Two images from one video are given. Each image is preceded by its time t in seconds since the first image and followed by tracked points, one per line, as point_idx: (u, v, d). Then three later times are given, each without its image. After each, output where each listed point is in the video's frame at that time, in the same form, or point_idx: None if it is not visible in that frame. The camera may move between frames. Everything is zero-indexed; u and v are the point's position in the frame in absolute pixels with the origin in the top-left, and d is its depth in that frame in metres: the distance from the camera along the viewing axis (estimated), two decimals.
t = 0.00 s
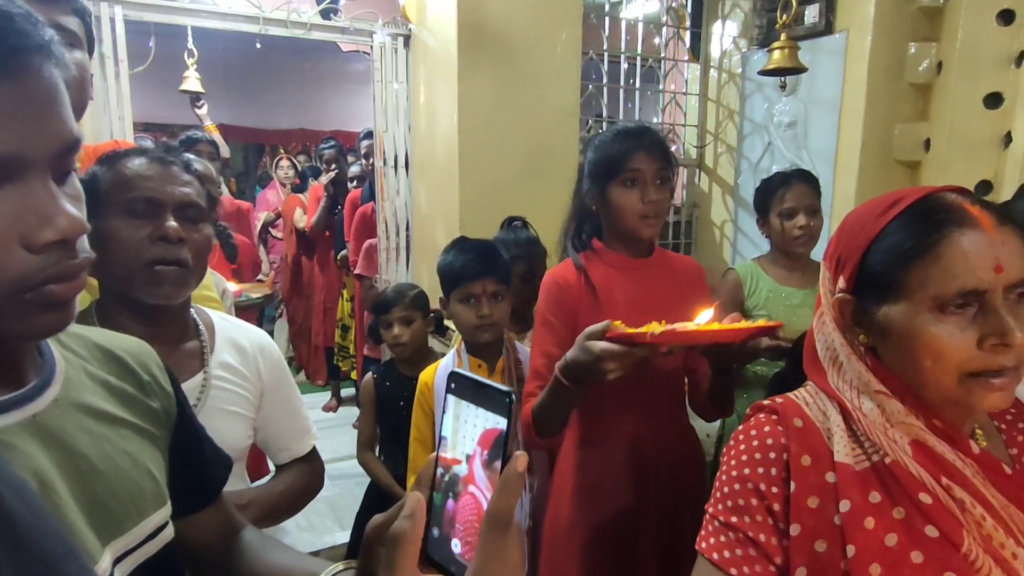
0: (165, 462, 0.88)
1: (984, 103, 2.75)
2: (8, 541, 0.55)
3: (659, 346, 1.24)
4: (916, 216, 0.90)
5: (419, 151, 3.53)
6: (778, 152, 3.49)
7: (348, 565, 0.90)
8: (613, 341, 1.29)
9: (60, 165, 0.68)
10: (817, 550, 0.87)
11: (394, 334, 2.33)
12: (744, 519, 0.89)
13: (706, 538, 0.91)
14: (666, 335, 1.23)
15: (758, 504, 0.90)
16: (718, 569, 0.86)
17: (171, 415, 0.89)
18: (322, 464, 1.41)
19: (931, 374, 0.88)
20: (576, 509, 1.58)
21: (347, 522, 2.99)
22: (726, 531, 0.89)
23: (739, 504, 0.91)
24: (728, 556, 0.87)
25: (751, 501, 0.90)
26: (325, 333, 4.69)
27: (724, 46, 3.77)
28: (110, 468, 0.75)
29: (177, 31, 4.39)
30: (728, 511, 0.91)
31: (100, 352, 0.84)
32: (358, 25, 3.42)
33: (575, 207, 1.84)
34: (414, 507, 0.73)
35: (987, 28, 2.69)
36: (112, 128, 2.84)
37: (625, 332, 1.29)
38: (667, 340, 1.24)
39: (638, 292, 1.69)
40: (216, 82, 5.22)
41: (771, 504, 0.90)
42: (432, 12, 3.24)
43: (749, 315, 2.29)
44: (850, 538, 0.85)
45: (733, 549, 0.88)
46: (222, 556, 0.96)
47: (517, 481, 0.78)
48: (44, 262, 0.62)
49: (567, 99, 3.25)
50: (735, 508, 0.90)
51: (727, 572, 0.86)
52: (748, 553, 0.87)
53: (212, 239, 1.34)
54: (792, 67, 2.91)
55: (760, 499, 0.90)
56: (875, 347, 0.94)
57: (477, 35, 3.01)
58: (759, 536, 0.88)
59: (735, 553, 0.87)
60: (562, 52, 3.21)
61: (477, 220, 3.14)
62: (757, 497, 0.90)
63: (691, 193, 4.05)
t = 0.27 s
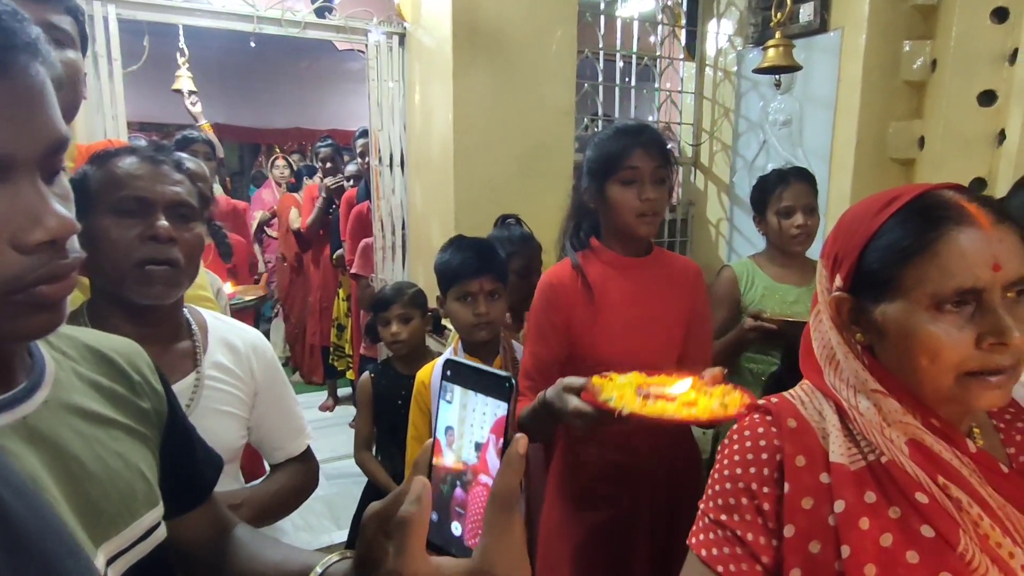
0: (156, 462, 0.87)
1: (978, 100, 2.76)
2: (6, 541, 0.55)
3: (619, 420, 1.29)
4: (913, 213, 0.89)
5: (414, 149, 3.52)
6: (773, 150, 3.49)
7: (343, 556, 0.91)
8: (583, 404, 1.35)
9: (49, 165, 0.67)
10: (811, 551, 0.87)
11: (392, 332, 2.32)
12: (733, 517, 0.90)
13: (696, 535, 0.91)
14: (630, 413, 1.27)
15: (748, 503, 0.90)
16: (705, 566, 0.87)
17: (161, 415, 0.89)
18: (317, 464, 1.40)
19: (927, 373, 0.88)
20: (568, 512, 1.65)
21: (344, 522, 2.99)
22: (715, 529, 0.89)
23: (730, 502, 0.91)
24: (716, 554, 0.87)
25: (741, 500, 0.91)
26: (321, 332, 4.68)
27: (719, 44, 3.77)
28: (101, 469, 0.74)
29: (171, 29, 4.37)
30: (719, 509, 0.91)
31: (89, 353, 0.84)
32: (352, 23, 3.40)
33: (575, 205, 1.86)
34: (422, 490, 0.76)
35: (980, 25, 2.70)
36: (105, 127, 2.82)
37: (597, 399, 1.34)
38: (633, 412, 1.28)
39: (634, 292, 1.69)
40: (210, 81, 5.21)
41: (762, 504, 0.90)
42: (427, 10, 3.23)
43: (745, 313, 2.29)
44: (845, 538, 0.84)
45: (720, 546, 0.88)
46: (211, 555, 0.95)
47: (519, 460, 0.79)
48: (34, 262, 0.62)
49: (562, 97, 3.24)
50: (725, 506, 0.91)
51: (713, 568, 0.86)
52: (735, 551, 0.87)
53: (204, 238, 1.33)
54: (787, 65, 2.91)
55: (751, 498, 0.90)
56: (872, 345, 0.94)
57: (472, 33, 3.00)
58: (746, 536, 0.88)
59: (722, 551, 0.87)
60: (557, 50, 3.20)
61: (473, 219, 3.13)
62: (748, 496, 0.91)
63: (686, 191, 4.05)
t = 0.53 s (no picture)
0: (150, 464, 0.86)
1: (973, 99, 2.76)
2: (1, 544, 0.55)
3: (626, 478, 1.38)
4: (911, 212, 0.89)
5: (410, 149, 3.51)
6: (769, 149, 3.49)
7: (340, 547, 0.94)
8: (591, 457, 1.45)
9: (39, 166, 0.66)
10: (810, 550, 0.87)
11: (390, 331, 2.32)
12: (731, 517, 0.90)
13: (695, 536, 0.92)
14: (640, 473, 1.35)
15: (746, 503, 0.90)
16: (703, 565, 0.87)
17: (155, 416, 0.88)
18: (313, 464, 1.40)
19: (925, 371, 0.88)
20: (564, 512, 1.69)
21: (342, 522, 2.98)
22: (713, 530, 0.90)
23: (727, 502, 0.92)
24: (715, 554, 0.88)
25: (738, 500, 0.91)
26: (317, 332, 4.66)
27: (715, 43, 3.77)
28: (94, 471, 0.74)
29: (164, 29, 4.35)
30: (716, 509, 0.92)
31: (81, 353, 0.83)
32: (348, 23, 3.39)
33: (573, 204, 1.85)
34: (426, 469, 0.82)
35: (975, 24, 2.70)
36: (99, 128, 2.80)
37: (604, 455, 1.43)
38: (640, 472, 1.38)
39: (631, 292, 1.69)
40: (206, 82, 5.20)
41: (760, 504, 0.90)
42: (422, 9, 3.22)
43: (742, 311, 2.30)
44: (843, 537, 0.85)
45: (719, 546, 0.88)
46: (207, 555, 0.95)
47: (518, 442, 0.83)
48: (25, 265, 0.61)
49: (559, 96, 3.24)
50: (723, 506, 0.91)
51: (711, 568, 0.87)
52: (733, 552, 0.88)
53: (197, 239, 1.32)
54: (782, 64, 2.92)
55: (749, 498, 0.91)
56: (870, 344, 0.94)
57: (467, 32, 2.99)
58: (744, 536, 0.89)
59: (720, 551, 0.88)
60: (553, 49, 3.19)
61: (469, 219, 3.13)
62: (745, 496, 0.91)
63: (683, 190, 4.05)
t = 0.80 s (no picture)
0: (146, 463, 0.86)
1: (967, 98, 2.78)
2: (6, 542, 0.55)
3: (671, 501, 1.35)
4: (910, 212, 0.89)
5: (406, 148, 3.51)
6: (764, 148, 3.50)
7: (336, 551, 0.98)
8: (631, 479, 1.42)
9: (43, 166, 0.66)
10: (812, 547, 0.88)
11: (389, 330, 2.32)
12: (737, 517, 0.90)
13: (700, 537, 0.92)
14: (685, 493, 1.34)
15: (752, 502, 0.90)
16: (711, 568, 0.88)
17: (150, 416, 0.88)
18: (310, 464, 1.39)
19: (922, 369, 0.88)
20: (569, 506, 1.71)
21: (339, 522, 2.97)
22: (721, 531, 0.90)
23: (733, 502, 0.92)
24: (723, 556, 0.88)
25: (745, 499, 0.91)
26: (313, 333, 4.65)
27: (711, 43, 3.77)
28: (90, 472, 0.73)
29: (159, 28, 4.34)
30: (722, 509, 0.92)
31: (77, 353, 0.83)
32: (344, 22, 3.38)
33: (572, 203, 1.85)
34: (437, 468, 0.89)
35: (969, 24, 2.72)
36: (94, 127, 2.79)
37: (645, 476, 1.41)
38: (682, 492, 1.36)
39: (629, 292, 1.70)
40: (202, 81, 5.18)
41: (765, 503, 0.90)
42: (419, 9, 3.22)
43: (739, 310, 2.30)
44: (845, 534, 0.85)
45: (727, 548, 0.89)
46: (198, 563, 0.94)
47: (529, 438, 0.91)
48: (28, 265, 0.61)
49: (555, 95, 3.24)
50: (729, 506, 0.91)
51: (721, 571, 0.87)
52: (744, 552, 0.88)
53: (193, 238, 1.32)
54: (778, 63, 2.92)
55: (754, 497, 0.91)
56: (867, 342, 0.94)
57: (464, 32, 2.99)
58: (753, 535, 0.89)
59: (729, 552, 0.88)
60: (550, 49, 3.20)
61: (466, 218, 3.13)
62: (751, 495, 0.91)
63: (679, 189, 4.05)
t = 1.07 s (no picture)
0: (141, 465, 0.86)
1: (962, 98, 2.79)
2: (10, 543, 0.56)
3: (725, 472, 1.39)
4: (908, 210, 0.89)
5: (402, 147, 3.50)
6: (760, 147, 3.50)
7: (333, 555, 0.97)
8: (681, 456, 1.45)
9: (43, 166, 0.65)
10: (815, 543, 0.88)
11: (388, 329, 2.32)
12: (747, 518, 0.90)
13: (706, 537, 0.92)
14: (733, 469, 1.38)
15: (760, 501, 0.90)
16: (725, 570, 0.87)
17: (145, 417, 0.87)
18: (308, 465, 1.39)
19: (921, 367, 0.88)
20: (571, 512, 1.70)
21: (335, 522, 2.97)
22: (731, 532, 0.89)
23: (740, 502, 0.91)
24: (737, 558, 0.87)
25: (752, 498, 0.90)
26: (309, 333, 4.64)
27: (706, 43, 3.78)
28: (84, 473, 0.73)
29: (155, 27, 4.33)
30: (730, 510, 0.91)
31: (72, 354, 0.82)
32: (340, 21, 3.37)
33: (570, 202, 1.83)
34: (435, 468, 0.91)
35: (964, 24, 2.73)
36: (88, 127, 2.78)
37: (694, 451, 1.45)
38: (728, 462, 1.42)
39: (628, 292, 1.70)
40: (197, 80, 5.16)
41: (772, 501, 0.90)
42: (415, 8, 3.21)
43: (736, 309, 2.31)
44: (847, 531, 0.85)
45: (741, 549, 0.88)
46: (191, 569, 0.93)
47: (534, 443, 0.94)
48: (28, 266, 0.60)
49: (551, 95, 3.24)
50: (737, 506, 0.90)
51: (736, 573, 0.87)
52: (757, 552, 0.87)
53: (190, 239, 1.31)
54: (774, 63, 2.93)
55: (761, 496, 0.90)
56: (864, 340, 0.94)
57: (460, 32, 2.99)
58: (765, 534, 0.89)
59: (743, 554, 0.88)
60: (546, 48, 3.19)
61: (462, 218, 3.12)
62: (757, 493, 0.90)
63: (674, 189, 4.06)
